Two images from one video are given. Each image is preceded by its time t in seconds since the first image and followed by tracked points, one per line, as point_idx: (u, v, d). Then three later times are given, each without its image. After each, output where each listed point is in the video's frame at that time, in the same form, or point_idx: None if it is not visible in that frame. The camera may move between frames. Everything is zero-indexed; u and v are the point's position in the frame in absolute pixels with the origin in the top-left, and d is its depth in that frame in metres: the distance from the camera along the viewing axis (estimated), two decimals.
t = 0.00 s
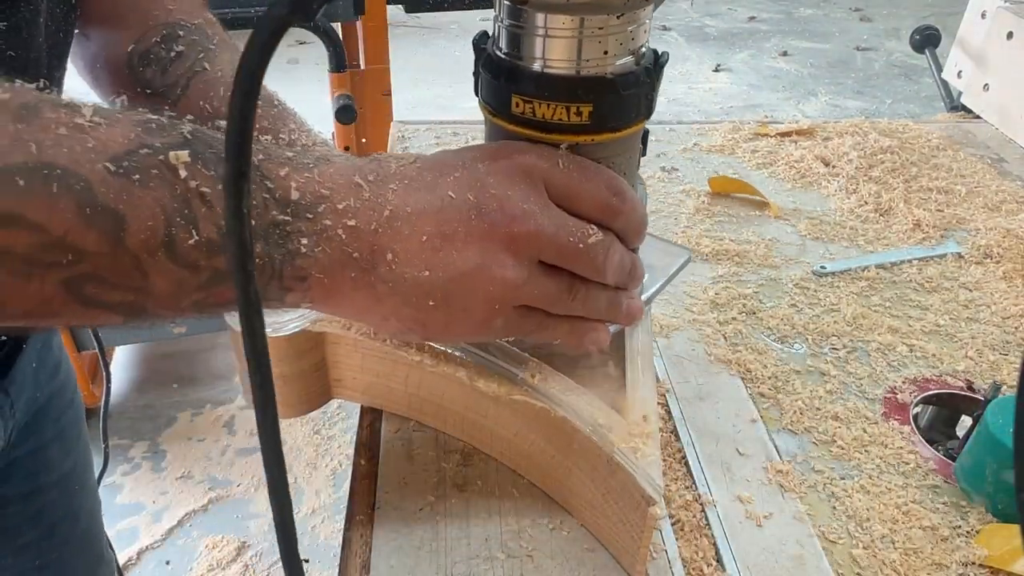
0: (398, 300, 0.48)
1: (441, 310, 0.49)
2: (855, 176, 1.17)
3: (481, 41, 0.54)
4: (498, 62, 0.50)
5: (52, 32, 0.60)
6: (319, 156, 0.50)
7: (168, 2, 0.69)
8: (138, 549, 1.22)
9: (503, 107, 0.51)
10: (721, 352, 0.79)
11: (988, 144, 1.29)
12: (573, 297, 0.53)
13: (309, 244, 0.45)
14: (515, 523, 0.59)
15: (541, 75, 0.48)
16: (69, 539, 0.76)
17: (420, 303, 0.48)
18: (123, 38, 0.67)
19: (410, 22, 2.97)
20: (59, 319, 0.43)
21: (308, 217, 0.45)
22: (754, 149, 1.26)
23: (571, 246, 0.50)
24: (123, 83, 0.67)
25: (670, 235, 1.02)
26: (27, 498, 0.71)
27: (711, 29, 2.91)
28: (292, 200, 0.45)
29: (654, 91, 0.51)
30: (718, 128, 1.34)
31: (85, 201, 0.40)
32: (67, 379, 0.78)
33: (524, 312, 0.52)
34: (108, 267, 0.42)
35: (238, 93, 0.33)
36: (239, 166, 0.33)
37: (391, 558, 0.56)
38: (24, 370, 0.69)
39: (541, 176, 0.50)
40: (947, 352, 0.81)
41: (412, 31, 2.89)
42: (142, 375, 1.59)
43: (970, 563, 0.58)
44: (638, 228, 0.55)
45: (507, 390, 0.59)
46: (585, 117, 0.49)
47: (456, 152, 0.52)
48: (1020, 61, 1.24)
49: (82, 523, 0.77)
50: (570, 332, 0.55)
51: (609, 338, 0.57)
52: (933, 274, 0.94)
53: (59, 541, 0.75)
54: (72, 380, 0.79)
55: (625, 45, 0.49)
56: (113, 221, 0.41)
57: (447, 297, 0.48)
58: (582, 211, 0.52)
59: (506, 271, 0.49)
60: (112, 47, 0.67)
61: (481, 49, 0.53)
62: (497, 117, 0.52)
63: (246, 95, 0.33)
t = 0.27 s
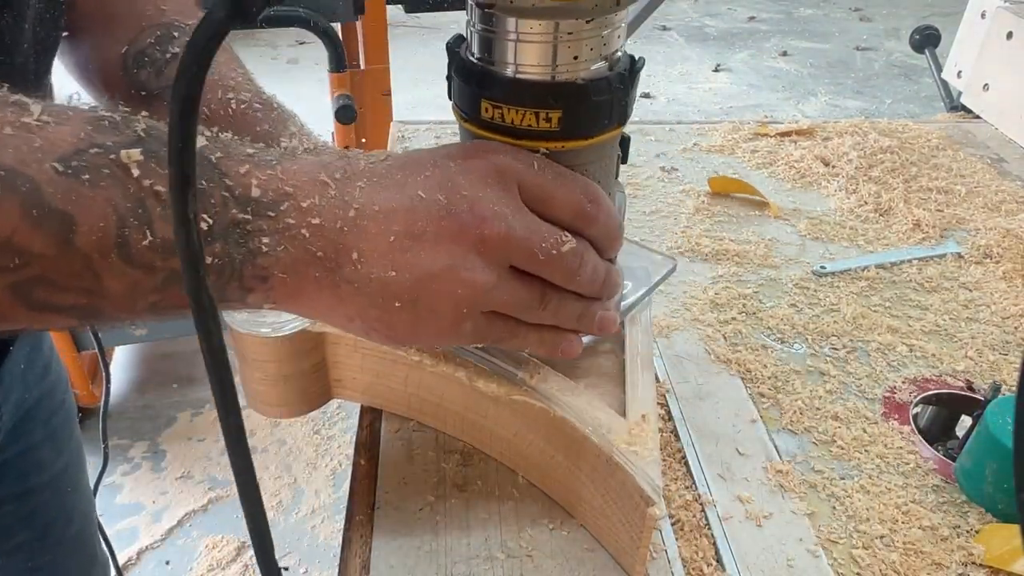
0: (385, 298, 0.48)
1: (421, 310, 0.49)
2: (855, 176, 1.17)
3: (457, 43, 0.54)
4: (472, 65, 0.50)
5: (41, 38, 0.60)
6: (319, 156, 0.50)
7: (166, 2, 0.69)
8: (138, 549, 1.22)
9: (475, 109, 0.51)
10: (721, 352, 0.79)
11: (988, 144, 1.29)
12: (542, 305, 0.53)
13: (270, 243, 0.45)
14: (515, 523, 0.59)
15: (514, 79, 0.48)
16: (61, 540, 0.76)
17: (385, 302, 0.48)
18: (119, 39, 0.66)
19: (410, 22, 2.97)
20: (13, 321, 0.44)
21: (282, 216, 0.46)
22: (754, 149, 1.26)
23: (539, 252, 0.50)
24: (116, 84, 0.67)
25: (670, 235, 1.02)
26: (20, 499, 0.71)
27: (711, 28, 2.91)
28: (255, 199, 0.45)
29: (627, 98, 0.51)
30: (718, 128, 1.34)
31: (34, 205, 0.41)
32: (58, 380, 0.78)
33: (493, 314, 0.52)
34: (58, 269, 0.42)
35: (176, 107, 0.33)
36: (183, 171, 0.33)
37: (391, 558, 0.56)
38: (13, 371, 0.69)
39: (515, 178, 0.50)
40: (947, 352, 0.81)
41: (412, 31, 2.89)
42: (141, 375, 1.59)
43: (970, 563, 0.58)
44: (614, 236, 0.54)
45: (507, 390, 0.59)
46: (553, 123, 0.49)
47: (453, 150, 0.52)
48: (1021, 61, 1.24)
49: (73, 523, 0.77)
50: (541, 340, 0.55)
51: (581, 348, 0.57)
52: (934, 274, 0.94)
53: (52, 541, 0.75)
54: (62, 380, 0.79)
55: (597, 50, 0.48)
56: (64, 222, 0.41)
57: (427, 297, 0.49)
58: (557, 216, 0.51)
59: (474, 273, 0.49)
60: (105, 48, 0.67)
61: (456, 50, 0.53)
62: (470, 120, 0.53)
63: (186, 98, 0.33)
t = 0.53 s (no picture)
0: (402, 291, 0.48)
1: (438, 302, 0.49)
2: (855, 176, 1.17)
3: (467, 38, 0.55)
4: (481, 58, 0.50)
5: (61, 41, 0.59)
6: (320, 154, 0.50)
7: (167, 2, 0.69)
8: (138, 549, 1.22)
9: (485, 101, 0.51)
10: (721, 352, 0.79)
11: (988, 144, 1.29)
12: (551, 292, 0.53)
13: (292, 236, 0.45)
14: (515, 523, 0.59)
15: (524, 72, 0.48)
16: (68, 537, 0.76)
17: (399, 295, 0.48)
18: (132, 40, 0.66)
19: (410, 22, 2.97)
20: (42, 313, 0.44)
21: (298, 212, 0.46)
22: (754, 149, 1.26)
23: (550, 242, 0.50)
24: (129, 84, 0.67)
25: (670, 235, 1.02)
26: (28, 497, 0.71)
27: (711, 29, 2.91)
28: (276, 193, 0.45)
29: (636, 89, 0.51)
30: (718, 128, 1.34)
31: (68, 199, 0.41)
32: (67, 378, 0.78)
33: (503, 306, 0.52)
34: (92, 263, 0.42)
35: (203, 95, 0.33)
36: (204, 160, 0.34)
37: (391, 558, 0.56)
38: (23, 368, 0.70)
39: (525, 171, 0.50)
40: (947, 352, 0.81)
41: (412, 31, 2.89)
42: (141, 375, 1.59)
43: (970, 563, 0.58)
44: (622, 227, 0.54)
45: (507, 389, 0.59)
46: (564, 114, 0.49)
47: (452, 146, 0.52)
48: (1020, 61, 1.24)
49: (80, 522, 0.77)
50: (552, 329, 0.56)
51: (590, 337, 0.57)
52: (933, 274, 0.94)
53: (60, 538, 0.75)
54: (71, 378, 0.79)
55: (607, 42, 0.48)
56: (97, 216, 0.41)
57: (440, 289, 0.49)
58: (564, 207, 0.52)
59: (486, 265, 0.49)
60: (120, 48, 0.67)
61: (467, 44, 0.53)
62: (480, 113, 0.53)
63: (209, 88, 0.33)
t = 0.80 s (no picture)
0: (498, 305, 0.48)
1: (531, 315, 0.49)
2: (855, 176, 1.17)
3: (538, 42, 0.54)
4: (559, 63, 0.50)
5: (71, 38, 0.60)
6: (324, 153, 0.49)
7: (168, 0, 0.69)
8: (138, 549, 1.22)
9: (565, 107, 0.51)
10: (721, 353, 0.79)
11: (988, 144, 1.29)
12: (639, 296, 0.53)
13: (385, 249, 0.45)
14: (515, 523, 0.59)
15: (607, 77, 0.48)
16: (69, 539, 0.75)
17: (495, 308, 0.48)
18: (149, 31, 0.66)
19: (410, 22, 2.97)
20: (133, 325, 0.41)
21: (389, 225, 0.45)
22: (754, 149, 1.26)
23: (640, 246, 0.51)
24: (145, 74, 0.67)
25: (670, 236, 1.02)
26: (31, 496, 0.71)
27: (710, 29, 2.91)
28: (370, 206, 0.45)
29: (715, 91, 0.51)
30: (718, 128, 1.34)
31: (167, 203, 0.39)
32: (71, 378, 0.78)
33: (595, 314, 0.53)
34: (187, 268, 0.40)
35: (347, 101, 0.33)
36: (339, 169, 0.34)
37: (391, 558, 0.56)
38: (29, 368, 0.69)
39: (615, 180, 0.51)
40: (947, 352, 0.81)
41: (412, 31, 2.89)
42: (141, 375, 1.59)
43: (970, 563, 0.58)
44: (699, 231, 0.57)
45: (510, 389, 0.59)
46: (653, 119, 0.49)
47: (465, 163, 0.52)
48: (1020, 61, 1.24)
49: (83, 522, 0.77)
50: (636, 335, 0.56)
51: (670, 337, 0.58)
52: (933, 274, 0.94)
53: (61, 539, 0.75)
54: (75, 378, 0.79)
55: (690, 47, 0.49)
56: (194, 221, 0.39)
57: (541, 300, 0.49)
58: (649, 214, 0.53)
59: (584, 274, 0.49)
60: (133, 40, 0.67)
61: (539, 49, 0.53)
62: (558, 118, 0.52)
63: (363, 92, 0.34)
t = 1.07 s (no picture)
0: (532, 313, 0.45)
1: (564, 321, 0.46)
2: (855, 176, 1.17)
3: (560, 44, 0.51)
4: (581, 64, 0.47)
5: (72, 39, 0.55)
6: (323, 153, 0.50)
7: None
8: (138, 549, 1.22)
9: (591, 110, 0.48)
10: (722, 353, 0.79)
11: (988, 144, 1.29)
12: (669, 302, 0.50)
13: (416, 253, 0.42)
14: (515, 523, 0.59)
15: (633, 78, 0.45)
16: (66, 540, 0.75)
17: (529, 315, 0.45)
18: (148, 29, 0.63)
19: (410, 22, 2.97)
20: (161, 335, 0.38)
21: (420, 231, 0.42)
22: (754, 149, 1.26)
23: (672, 251, 0.48)
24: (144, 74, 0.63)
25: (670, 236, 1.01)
26: (29, 497, 0.72)
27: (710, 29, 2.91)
28: (400, 209, 0.42)
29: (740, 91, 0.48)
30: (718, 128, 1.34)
31: (198, 205, 0.35)
32: (68, 379, 0.78)
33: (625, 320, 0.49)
34: (218, 273, 0.37)
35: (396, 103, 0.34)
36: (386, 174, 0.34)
37: (391, 558, 0.56)
38: (25, 371, 0.69)
39: (647, 184, 0.48)
40: (947, 352, 0.81)
41: (412, 31, 2.89)
42: (141, 375, 1.59)
43: (970, 563, 0.58)
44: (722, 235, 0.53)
45: (512, 390, 0.59)
46: (683, 121, 0.46)
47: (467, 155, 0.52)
48: (1020, 61, 1.24)
49: (81, 523, 0.77)
50: (664, 341, 0.52)
51: (695, 338, 0.54)
52: (933, 274, 0.94)
53: (58, 541, 0.75)
54: (72, 378, 0.79)
55: (716, 48, 0.46)
56: (225, 225, 0.36)
57: (573, 307, 0.46)
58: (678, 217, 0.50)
59: (616, 279, 0.46)
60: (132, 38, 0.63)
61: (559, 50, 0.50)
62: (581, 121, 0.49)
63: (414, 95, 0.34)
